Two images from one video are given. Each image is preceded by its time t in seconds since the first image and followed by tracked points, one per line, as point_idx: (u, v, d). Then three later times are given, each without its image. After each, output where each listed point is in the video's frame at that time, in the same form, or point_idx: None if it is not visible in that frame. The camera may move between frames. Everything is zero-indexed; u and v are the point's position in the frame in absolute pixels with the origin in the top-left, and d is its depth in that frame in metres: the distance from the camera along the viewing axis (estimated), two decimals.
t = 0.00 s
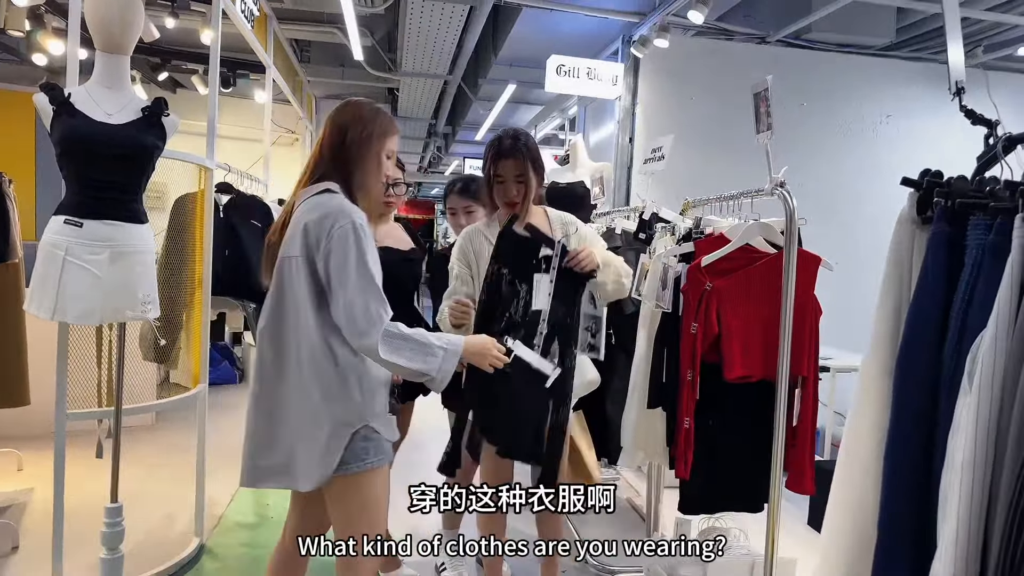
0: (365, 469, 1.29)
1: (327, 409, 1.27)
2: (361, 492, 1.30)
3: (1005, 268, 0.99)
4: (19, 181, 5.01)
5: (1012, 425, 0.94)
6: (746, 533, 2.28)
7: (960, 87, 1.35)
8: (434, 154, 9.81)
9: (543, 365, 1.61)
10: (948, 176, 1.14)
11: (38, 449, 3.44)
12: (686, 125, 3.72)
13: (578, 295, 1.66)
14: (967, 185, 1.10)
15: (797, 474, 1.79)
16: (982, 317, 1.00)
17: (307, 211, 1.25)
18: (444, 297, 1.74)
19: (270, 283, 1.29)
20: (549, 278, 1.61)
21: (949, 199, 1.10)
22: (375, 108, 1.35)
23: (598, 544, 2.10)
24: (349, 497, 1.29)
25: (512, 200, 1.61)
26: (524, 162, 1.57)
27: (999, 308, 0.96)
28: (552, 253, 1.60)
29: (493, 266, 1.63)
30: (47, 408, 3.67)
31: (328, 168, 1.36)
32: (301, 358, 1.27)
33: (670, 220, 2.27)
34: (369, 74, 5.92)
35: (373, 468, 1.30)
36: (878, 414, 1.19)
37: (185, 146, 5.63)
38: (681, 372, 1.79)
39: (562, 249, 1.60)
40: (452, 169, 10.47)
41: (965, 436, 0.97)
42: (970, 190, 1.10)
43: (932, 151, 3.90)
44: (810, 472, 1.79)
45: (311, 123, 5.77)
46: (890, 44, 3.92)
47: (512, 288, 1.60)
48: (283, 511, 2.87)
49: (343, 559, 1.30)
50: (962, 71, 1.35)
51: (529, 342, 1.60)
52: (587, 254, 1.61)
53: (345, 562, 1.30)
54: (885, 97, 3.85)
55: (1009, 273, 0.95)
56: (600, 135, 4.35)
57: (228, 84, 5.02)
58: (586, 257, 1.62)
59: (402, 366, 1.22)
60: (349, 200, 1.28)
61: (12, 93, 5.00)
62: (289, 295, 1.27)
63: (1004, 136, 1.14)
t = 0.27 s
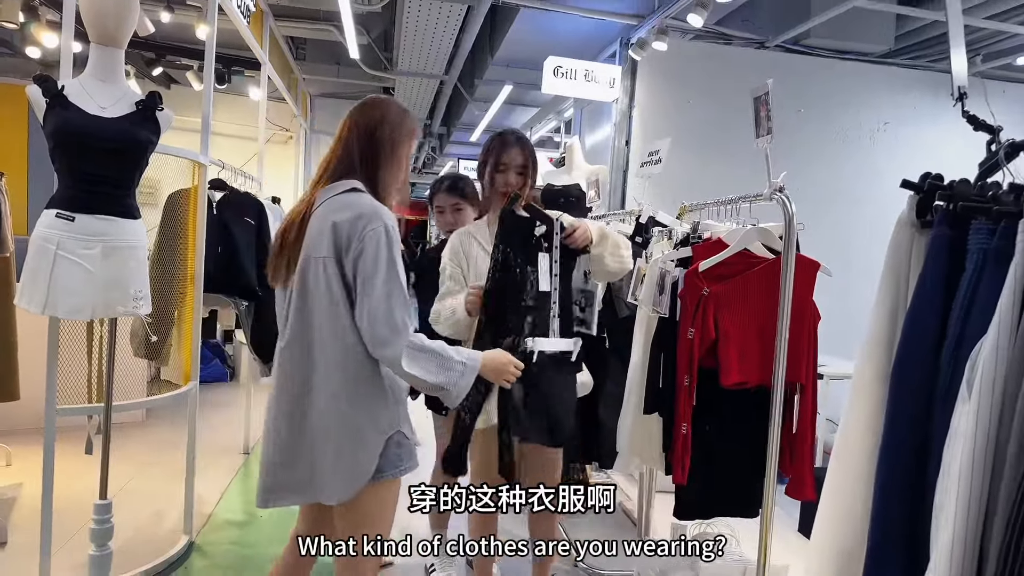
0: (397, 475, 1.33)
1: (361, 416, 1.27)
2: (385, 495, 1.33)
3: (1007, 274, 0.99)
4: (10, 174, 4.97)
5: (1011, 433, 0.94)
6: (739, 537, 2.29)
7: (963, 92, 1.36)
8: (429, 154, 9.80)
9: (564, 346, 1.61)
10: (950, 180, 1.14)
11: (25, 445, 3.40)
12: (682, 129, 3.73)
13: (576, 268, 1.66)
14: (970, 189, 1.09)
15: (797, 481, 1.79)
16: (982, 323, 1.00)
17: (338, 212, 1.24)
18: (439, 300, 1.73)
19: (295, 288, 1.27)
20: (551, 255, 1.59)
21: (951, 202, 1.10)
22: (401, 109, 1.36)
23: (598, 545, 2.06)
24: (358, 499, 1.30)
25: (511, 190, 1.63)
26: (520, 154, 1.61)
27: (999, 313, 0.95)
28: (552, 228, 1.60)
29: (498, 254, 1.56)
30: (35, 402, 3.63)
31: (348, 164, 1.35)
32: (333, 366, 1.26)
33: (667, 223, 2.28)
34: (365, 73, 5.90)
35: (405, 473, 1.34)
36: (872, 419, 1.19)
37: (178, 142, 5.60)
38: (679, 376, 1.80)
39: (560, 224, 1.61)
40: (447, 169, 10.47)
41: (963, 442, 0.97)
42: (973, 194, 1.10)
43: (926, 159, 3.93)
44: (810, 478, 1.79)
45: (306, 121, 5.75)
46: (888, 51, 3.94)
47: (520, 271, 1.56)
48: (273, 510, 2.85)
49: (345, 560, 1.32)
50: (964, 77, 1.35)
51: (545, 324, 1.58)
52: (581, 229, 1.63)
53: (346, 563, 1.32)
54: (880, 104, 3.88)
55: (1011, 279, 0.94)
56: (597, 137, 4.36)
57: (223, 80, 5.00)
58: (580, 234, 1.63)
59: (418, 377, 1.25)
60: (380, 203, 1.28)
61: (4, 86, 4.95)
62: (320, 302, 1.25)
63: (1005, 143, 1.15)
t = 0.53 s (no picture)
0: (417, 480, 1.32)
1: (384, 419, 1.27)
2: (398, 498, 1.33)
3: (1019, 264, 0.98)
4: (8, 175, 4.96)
5: None
6: (743, 531, 2.28)
7: (971, 80, 1.35)
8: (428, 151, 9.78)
9: (573, 321, 1.55)
10: (959, 168, 1.13)
11: (28, 445, 3.40)
12: (683, 122, 3.71)
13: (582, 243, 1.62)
14: (980, 177, 1.08)
15: (803, 475, 1.78)
16: (994, 313, 1.00)
17: (363, 209, 1.24)
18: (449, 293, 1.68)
19: (317, 286, 1.26)
20: (555, 229, 1.55)
21: (960, 190, 1.09)
22: (416, 108, 1.36)
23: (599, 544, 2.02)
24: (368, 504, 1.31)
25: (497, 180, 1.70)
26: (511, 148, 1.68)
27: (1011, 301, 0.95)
28: (553, 202, 1.56)
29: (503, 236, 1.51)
30: (36, 403, 3.63)
31: (364, 158, 1.34)
32: (358, 367, 1.26)
33: (669, 218, 2.27)
34: (363, 69, 5.88)
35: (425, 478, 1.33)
36: (880, 411, 1.19)
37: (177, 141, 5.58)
38: (683, 371, 1.79)
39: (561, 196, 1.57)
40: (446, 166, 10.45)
41: (975, 435, 0.96)
42: (982, 182, 1.09)
43: (928, 150, 3.92)
44: (817, 472, 1.79)
45: (304, 118, 5.73)
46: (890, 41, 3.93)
47: (525, 249, 1.51)
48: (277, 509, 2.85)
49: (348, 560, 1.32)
50: (972, 66, 1.34)
51: (554, 303, 1.53)
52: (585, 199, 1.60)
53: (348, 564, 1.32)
54: (881, 95, 3.86)
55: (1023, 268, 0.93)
56: (597, 132, 4.35)
57: (221, 78, 4.98)
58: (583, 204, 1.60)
59: (448, 375, 1.21)
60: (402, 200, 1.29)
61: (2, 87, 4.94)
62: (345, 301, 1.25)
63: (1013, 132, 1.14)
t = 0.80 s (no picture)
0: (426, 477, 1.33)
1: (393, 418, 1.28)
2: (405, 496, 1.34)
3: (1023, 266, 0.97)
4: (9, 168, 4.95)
5: None
6: (744, 531, 2.28)
7: (977, 81, 1.34)
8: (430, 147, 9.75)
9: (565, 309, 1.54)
10: (964, 172, 1.12)
11: (28, 439, 3.40)
12: (686, 120, 3.70)
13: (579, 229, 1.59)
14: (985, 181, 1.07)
15: (797, 475, 1.78)
16: (997, 316, 0.99)
17: (373, 205, 1.23)
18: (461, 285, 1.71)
19: (325, 286, 1.24)
20: (554, 219, 1.53)
21: (966, 194, 1.08)
22: (419, 101, 1.36)
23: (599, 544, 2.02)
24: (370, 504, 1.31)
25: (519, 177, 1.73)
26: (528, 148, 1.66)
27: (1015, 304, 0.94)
28: (551, 191, 1.54)
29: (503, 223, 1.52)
30: (36, 397, 3.63)
31: (371, 152, 1.33)
32: (368, 365, 1.26)
33: (671, 217, 2.25)
34: (366, 64, 5.86)
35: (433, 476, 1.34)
36: (885, 413, 1.18)
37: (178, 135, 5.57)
38: (682, 369, 1.78)
39: (560, 183, 1.53)
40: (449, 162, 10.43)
41: (978, 439, 0.95)
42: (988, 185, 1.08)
43: (932, 150, 3.90)
44: (812, 472, 1.78)
45: (306, 113, 5.71)
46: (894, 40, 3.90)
47: (522, 239, 1.51)
48: (277, 504, 2.85)
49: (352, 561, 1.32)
50: (978, 67, 1.33)
51: (550, 293, 1.53)
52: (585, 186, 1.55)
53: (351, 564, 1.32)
54: (886, 95, 3.84)
55: None
56: (600, 129, 4.33)
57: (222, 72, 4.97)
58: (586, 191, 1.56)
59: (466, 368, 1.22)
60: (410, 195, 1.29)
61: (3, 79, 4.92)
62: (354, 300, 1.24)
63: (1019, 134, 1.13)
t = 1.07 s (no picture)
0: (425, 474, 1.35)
1: (394, 416, 1.29)
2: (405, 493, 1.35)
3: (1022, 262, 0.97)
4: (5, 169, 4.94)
5: None
6: (741, 527, 2.29)
7: (974, 77, 1.34)
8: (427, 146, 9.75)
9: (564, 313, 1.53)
10: (963, 169, 1.12)
11: (26, 440, 3.39)
12: (682, 118, 3.71)
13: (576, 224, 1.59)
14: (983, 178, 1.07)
15: (793, 471, 1.79)
16: (996, 314, 0.99)
17: (368, 204, 1.24)
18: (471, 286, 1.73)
19: (322, 286, 1.24)
20: (550, 218, 1.53)
21: (964, 192, 1.08)
22: (407, 99, 1.37)
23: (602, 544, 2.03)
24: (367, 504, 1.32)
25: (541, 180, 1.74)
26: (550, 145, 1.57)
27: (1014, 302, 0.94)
28: (546, 191, 1.53)
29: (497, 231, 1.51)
30: (34, 398, 3.62)
31: (365, 155, 1.33)
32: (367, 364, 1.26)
33: (668, 214, 2.26)
34: (362, 63, 5.86)
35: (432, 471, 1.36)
36: (888, 410, 1.18)
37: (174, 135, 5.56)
38: (678, 366, 1.79)
39: (555, 182, 1.53)
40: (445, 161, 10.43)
41: (979, 435, 0.95)
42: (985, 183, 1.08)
43: (928, 147, 3.91)
44: (806, 468, 1.80)
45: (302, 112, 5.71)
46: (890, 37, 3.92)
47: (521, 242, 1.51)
48: (275, 504, 2.85)
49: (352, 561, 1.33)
50: (975, 63, 1.33)
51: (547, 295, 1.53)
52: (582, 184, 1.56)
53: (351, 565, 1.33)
54: (881, 92, 3.85)
55: None
56: (596, 127, 4.34)
57: (219, 72, 4.96)
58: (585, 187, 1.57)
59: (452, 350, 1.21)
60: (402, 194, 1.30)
61: None
62: (351, 299, 1.25)
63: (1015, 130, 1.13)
